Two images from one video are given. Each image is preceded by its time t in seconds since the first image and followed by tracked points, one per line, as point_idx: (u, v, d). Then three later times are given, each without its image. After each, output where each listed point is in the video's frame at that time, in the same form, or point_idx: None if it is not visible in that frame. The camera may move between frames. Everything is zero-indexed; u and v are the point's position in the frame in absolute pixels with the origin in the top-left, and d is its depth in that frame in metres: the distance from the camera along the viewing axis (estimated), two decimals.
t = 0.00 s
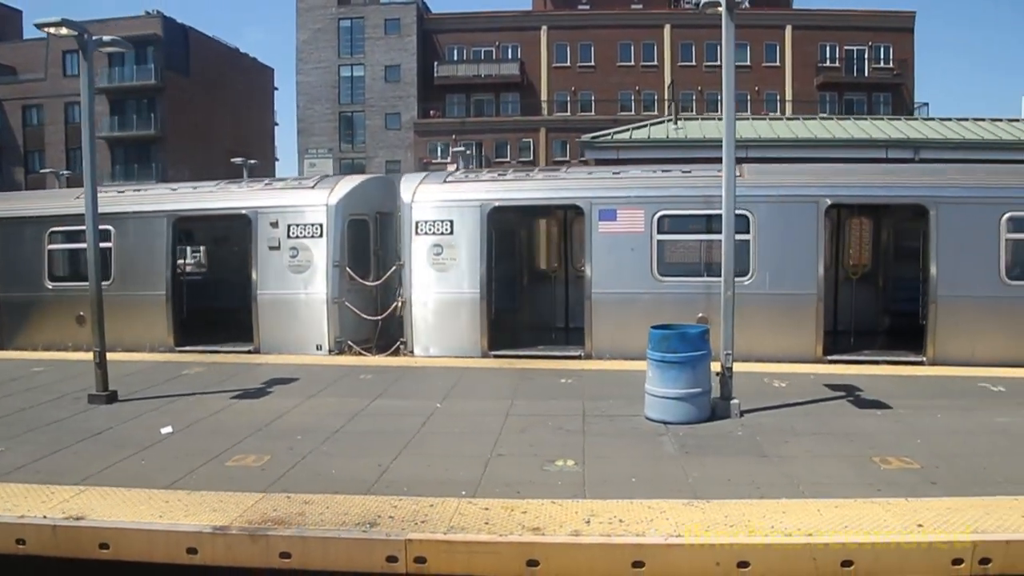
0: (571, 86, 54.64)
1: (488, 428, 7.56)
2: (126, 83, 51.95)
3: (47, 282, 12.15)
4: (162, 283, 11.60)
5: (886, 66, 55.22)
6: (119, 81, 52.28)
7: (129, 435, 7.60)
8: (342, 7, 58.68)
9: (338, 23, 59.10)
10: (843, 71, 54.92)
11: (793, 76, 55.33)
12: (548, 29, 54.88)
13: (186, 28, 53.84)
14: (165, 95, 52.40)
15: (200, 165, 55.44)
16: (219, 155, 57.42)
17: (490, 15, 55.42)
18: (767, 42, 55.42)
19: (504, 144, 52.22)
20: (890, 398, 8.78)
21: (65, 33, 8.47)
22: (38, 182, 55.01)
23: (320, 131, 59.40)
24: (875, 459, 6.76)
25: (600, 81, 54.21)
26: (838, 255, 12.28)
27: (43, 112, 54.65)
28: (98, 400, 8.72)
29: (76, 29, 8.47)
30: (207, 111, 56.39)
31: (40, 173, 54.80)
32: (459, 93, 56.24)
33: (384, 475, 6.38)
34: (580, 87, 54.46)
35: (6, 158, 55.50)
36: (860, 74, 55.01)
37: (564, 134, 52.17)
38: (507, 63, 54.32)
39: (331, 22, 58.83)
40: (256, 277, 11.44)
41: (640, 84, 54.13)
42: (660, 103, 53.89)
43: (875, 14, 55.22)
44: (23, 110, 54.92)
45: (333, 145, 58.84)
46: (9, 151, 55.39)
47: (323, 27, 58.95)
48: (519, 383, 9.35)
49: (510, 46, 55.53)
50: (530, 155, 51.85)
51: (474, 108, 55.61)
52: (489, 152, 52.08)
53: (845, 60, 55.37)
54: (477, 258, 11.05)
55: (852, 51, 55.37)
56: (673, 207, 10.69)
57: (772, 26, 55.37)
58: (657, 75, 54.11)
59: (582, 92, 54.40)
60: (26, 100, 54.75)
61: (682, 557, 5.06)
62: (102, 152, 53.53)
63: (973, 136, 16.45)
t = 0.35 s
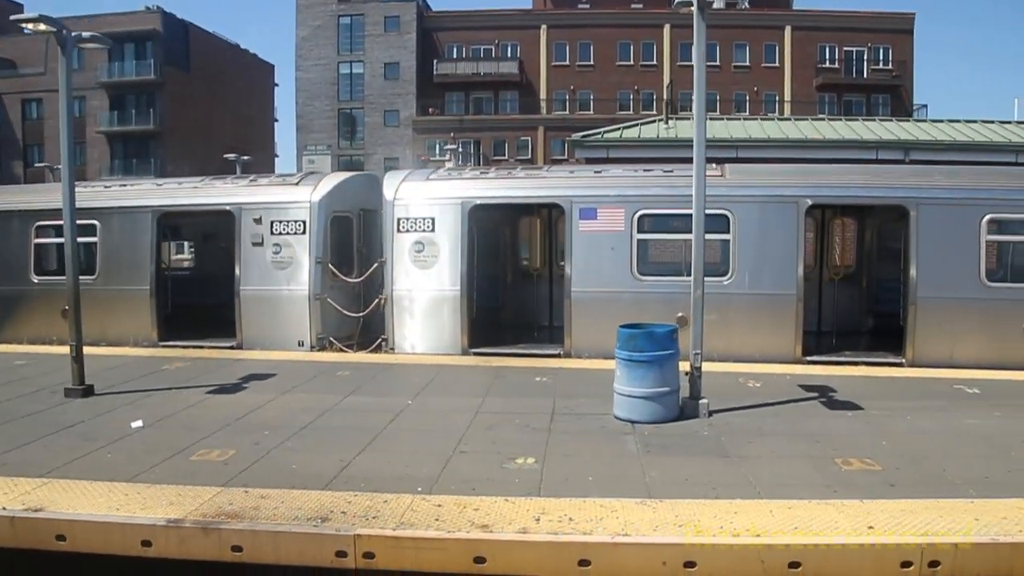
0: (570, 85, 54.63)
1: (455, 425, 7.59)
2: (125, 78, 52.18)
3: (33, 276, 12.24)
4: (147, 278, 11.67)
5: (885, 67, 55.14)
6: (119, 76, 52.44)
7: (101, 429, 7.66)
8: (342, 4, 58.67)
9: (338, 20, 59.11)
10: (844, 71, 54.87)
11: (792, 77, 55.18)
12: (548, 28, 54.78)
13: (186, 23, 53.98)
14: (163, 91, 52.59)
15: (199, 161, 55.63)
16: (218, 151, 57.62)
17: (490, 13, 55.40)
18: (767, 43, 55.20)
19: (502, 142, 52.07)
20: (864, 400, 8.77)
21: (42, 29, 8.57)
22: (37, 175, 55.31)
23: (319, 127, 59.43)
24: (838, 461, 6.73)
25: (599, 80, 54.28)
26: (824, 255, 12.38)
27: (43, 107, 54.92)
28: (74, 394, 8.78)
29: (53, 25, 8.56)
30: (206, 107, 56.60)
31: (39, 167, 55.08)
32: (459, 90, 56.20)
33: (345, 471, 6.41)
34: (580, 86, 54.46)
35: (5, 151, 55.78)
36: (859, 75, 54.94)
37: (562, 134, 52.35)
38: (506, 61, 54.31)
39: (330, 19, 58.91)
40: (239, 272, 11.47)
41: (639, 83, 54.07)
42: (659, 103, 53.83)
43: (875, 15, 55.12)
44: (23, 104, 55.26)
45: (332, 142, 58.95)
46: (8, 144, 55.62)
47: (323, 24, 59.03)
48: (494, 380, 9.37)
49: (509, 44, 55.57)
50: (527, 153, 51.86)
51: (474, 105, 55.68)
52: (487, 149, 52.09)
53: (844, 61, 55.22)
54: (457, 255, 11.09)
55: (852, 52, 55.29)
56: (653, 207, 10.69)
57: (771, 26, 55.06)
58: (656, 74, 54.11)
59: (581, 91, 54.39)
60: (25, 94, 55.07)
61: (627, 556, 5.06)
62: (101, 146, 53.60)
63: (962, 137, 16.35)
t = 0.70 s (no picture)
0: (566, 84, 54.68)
1: (429, 423, 7.62)
2: (122, 78, 52.34)
3: (21, 275, 12.31)
4: (133, 277, 11.73)
5: (881, 66, 55.04)
6: (116, 75, 52.60)
7: (77, 427, 7.71)
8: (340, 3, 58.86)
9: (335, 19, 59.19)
10: (841, 70, 54.94)
11: (789, 75, 55.13)
12: (544, 27, 54.81)
13: (182, 23, 54.20)
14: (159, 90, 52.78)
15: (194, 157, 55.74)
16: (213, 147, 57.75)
17: (486, 13, 55.50)
18: (763, 41, 55.15)
19: (499, 142, 52.01)
20: (841, 398, 8.78)
21: (22, 29, 8.62)
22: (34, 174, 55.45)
23: (315, 126, 59.44)
24: (807, 459, 6.73)
25: (595, 79, 54.34)
26: (808, 254, 12.41)
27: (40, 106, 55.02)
28: (55, 392, 8.83)
29: (33, 26, 8.61)
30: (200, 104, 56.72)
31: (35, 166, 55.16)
32: (454, 90, 56.34)
33: (313, 469, 6.45)
34: (576, 84, 54.55)
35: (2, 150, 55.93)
36: (855, 73, 54.88)
37: (557, 132, 51.95)
38: (502, 60, 54.32)
39: (327, 18, 59.08)
40: (224, 271, 11.52)
41: (635, 83, 54.11)
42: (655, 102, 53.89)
43: (872, 14, 55.07)
44: (20, 104, 55.42)
45: (328, 141, 59.09)
46: (5, 143, 55.76)
47: (320, 23, 59.17)
48: (473, 379, 9.40)
49: (505, 44, 55.36)
50: (523, 152, 51.77)
51: (470, 105, 55.80)
52: (483, 148, 52.02)
53: (840, 60, 55.05)
54: (440, 255, 11.13)
55: (848, 51, 55.24)
56: (635, 205, 10.71)
57: (766, 24, 55.04)
58: (652, 74, 54.13)
59: (578, 90, 54.44)
60: (22, 93, 55.22)
61: (584, 555, 5.08)
62: (97, 145, 53.60)
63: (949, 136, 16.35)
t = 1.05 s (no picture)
0: (564, 83, 54.74)
1: (407, 421, 7.66)
2: (122, 75, 52.47)
3: (11, 272, 12.37)
4: (122, 275, 11.78)
5: (880, 67, 54.93)
6: (115, 73, 52.73)
7: (57, 424, 7.75)
8: (338, 3, 58.98)
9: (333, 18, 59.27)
10: (839, 70, 54.67)
11: (787, 75, 55.02)
12: (542, 27, 55.01)
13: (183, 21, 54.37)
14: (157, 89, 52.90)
15: (192, 155, 55.88)
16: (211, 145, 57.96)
17: (485, 12, 55.61)
18: (762, 41, 55.09)
19: (497, 141, 51.97)
20: (821, 399, 8.79)
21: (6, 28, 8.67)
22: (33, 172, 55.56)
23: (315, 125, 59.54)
24: (780, 459, 6.72)
25: (593, 79, 54.37)
26: (797, 254, 12.45)
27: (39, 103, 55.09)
28: (38, 389, 8.87)
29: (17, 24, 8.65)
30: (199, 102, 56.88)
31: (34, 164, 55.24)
32: (452, 89, 56.34)
33: (286, 468, 6.48)
34: (574, 84, 54.59)
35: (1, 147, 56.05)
36: (854, 74, 54.79)
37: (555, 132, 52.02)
38: (500, 59, 54.31)
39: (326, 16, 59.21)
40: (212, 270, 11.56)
41: (633, 83, 54.15)
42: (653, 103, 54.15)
43: (871, 14, 54.99)
44: (19, 101, 55.54)
45: (326, 141, 59.14)
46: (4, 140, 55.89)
47: (319, 22, 59.28)
48: (454, 377, 9.43)
49: (503, 44, 55.34)
50: (521, 151, 51.67)
51: (468, 104, 55.85)
52: (481, 148, 51.96)
53: (839, 60, 54.85)
54: (426, 254, 11.16)
55: (847, 51, 55.13)
56: (620, 205, 10.73)
57: (764, 25, 54.98)
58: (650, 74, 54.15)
59: (576, 89, 54.49)
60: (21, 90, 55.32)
61: (547, 553, 5.10)
62: (96, 143, 53.73)
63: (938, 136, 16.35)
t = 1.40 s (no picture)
0: (562, 84, 54.78)
1: (387, 420, 7.69)
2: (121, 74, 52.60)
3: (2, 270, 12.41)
4: (113, 274, 11.82)
5: (878, 68, 54.96)
6: (114, 72, 52.88)
7: (40, 421, 7.79)
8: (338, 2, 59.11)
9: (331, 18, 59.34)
10: (837, 71, 54.67)
11: (785, 76, 55.03)
12: (540, 27, 55.07)
13: (178, 23, 54.77)
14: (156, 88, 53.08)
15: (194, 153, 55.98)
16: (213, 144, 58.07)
17: (483, 12, 55.71)
18: (760, 42, 55.09)
19: (494, 141, 51.98)
20: (804, 399, 8.81)
21: None
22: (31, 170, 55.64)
23: (313, 125, 59.73)
24: (757, 459, 6.72)
25: (591, 79, 54.40)
26: (786, 257, 12.48)
27: (37, 102, 55.14)
28: (24, 386, 8.91)
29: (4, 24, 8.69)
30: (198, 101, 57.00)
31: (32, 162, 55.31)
32: (450, 88, 56.39)
33: (263, 466, 6.51)
34: (573, 84, 54.66)
35: None
36: (852, 75, 54.80)
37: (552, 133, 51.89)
38: (499, 59, 54.45)
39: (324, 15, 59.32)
40: (202, 269, 11.58)
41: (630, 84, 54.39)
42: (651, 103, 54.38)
43: (869, 15, 55.02)
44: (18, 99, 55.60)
45: (324, 140, 59.28)
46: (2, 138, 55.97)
47: (317, 21, 59.36)
48: (439, 376, 9.46)
49: (501, 44, 55.56)
50: (519, 151, 51.64)
51: (466, 104, 55.94)
52: (479, 147, 51.96)
53: (836, 62, 54.86)
54: (414, 253, 11.16)
55: (845, 52, 55.07)
56: (608, 205, 10.75)
57: (763, 26, 54.98)
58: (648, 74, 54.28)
59: (574, 90, 54.57)
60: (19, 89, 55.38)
61: (515, 552, 5.11)
62: (95, 142, 53.86)
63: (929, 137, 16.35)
